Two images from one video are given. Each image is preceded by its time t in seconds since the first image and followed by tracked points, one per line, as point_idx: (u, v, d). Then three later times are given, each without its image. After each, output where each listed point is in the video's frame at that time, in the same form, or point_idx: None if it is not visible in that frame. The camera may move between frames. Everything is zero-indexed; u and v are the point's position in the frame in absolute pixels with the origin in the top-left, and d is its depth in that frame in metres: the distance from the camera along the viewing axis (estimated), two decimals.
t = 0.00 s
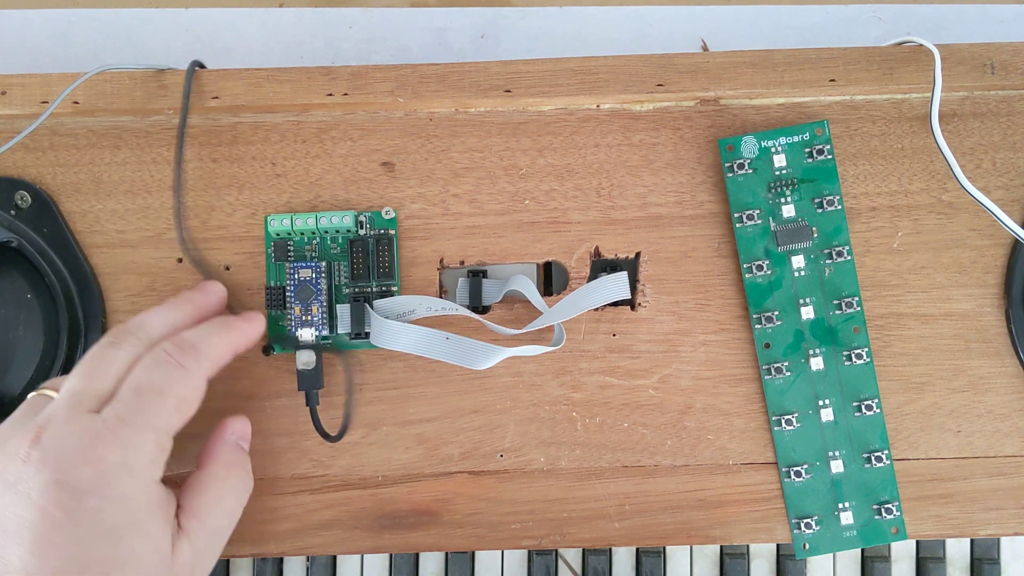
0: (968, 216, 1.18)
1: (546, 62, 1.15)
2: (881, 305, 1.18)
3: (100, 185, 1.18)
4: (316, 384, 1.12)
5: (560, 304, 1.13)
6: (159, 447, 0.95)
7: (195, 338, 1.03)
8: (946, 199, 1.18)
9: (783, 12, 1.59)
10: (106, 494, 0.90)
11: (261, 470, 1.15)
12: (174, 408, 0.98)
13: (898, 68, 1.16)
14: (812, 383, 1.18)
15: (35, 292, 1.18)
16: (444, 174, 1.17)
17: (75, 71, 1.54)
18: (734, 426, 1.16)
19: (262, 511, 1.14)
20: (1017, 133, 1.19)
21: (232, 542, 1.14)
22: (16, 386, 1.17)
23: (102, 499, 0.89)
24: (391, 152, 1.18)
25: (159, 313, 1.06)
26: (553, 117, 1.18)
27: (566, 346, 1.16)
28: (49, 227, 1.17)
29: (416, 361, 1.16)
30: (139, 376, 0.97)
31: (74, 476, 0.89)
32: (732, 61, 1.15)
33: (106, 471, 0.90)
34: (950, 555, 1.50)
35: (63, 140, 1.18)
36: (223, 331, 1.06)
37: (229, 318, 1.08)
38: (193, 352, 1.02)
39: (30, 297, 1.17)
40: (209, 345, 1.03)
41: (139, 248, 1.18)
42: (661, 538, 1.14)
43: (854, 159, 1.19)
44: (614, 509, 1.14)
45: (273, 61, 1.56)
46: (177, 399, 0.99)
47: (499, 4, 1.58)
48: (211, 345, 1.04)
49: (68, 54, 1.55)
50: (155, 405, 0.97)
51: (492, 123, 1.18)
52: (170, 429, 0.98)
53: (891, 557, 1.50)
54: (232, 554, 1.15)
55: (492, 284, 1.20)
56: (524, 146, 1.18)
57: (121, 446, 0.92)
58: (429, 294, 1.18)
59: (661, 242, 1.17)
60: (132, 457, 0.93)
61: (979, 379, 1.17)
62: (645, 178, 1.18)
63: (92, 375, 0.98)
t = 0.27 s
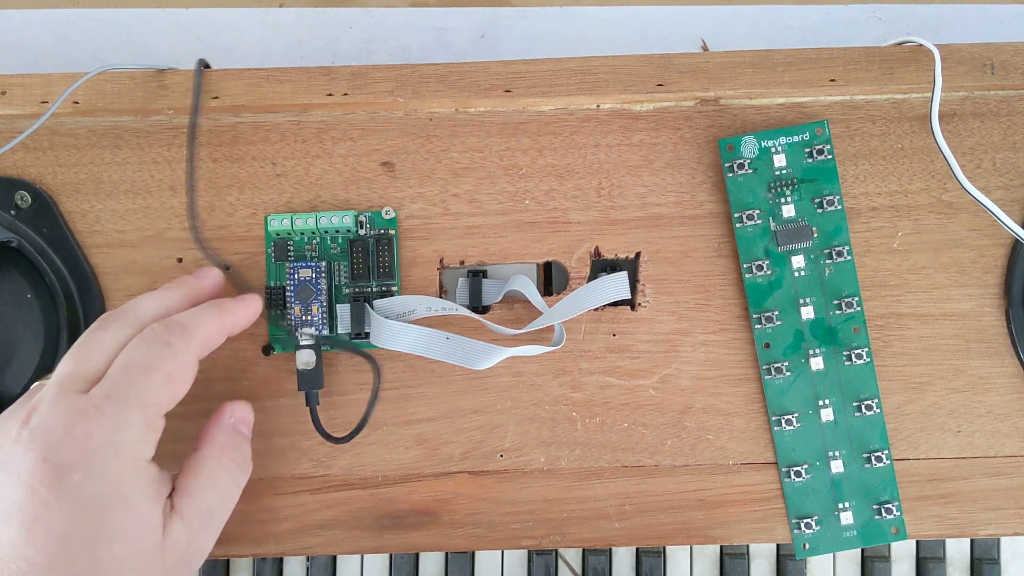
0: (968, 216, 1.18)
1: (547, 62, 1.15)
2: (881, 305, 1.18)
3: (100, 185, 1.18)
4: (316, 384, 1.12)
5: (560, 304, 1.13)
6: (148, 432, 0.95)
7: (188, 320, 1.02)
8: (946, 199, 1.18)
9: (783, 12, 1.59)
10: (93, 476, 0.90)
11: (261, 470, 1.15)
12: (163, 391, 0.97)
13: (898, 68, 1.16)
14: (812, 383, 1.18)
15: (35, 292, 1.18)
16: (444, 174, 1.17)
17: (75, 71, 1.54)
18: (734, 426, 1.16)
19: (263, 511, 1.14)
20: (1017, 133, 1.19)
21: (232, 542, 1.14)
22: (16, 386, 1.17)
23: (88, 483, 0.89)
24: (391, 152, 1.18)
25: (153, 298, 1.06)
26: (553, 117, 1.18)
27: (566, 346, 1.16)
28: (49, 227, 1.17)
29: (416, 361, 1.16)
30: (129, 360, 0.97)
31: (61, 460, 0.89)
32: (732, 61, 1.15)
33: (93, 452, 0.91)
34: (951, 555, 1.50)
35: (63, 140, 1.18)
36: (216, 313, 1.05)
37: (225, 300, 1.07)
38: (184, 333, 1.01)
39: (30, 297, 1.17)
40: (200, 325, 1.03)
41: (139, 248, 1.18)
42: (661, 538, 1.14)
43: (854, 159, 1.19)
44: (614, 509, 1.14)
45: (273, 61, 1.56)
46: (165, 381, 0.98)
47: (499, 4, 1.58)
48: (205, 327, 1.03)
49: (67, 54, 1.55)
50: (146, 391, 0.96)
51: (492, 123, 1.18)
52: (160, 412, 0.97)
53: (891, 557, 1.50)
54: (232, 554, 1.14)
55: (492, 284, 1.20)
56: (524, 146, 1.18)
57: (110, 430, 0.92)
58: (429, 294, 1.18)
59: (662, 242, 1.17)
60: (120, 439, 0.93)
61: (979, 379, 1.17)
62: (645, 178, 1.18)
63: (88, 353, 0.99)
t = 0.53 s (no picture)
0: (968, 216, 1.18)
1: (547, 62, 1.15)
2: (881, 305, 1.18)
3: (100, 185, 1.18)
4: (316, 384, 1.12)
5: (560, 304, 1.13)
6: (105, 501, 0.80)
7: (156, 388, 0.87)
8: (946, 199, 1.18)
9: (783, 12, 1.59)
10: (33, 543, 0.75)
11: (261, 470, 1.15)
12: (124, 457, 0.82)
13: (898, 68, 1.16)
14: (812, 383, 1.18)
15: (35, 292, 1.18)
16: (444, 174, 1.17)
17: (75, 71, 1.54)
18: (734, 426, 1.16)
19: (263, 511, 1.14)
20: (1017, 132, 1.19)
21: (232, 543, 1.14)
22: (15, 387, 1.17)
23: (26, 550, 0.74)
24: (391, 152, 1.18)
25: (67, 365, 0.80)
26: (553, 117, 1.18)
27: (566, 347, 1.16)
28: (49, 227, 1.17)
29: (416, 361, 1.16)
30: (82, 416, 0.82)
31: None
32: (732, 61, 1.15)
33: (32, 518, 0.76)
34: (950, 555, 1.50)
35: (63, 140, 1.18)
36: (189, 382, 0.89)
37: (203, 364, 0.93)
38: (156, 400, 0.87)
39: (30, 296, 1.17)
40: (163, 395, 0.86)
41: (138, 248, 1.18)
42: (661, 538, 1.14)
43: (854, 159, 1.19)
44: (614, 509, 1.14)
45: (273, 61, 1.56)
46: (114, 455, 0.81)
47: (499, 4, 1.58)
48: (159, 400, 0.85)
49: (67, 54, 1.55)
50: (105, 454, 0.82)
51: (492, 123, 1.18)
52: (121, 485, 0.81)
53: (891, 557, 1.50)
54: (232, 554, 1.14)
55: (492, 284, 1.20)
56: (524, 146, 1.18)
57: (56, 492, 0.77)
58: (428, 294, 1.18)
59: (661, 242, 1.17)
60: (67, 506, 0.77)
61: (979, 379, 1.17)
62: (645, 178, 1.18)
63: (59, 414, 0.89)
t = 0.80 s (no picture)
0: (968, 216, 1.18)
1: (547, 62, 1.15)
2: (881, 305, 1.18)
3: (100, 185, 1.18)
4: (316, 384, 1.11)
5: (560, 304, 1.13)
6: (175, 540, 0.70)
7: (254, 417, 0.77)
8: (946, 199, 1.18)
9: (783, 13, 1.59)
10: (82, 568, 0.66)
11: (261, 470, 1.15)
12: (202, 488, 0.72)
13: (898, 68, 1.16)
14: (812, 383, 1.18)
15: (35, 292, 1.18)
16: (444, 174, 1.17)
17: (75, 71, 1.54)
18: (734, 426, 1.16)
19: (262, 511, 1.14)
20: (1017, 133, 1.19)
21: (232, 543, 1.14)
22: (14, 387, 1.16)
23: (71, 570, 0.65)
24: (391, 152, 1.18)
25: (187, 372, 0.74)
26: (553, 117, 1.18)
27: (566, 347, 1.16)
28: (49, 227, 1.17)
29: (416, 361, 1.16)
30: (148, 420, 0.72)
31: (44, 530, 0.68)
32: (732, 61, 1.15)
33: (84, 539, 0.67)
34: (950, 555, 1.50)
35: (63, 140, 1.18)
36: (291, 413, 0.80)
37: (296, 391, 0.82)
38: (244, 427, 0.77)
39: (30, 296, 1.17)
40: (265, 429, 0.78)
41: (138, 248, 1.18)
42: (661, 538, 1.14)
43: (854, 159, 1.19)
44: (614, 509, 1.14)
45: (273, 62, 1.56)
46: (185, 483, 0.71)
47: (499, 4, 1.58)
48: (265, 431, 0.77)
49: (67, 54, 1.55)
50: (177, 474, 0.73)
51: (492, 123, 1.18)
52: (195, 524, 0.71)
53: (891, 557, 1.50)
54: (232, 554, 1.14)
55: (492, 284, 1.20)
56: (524, 146, 1.18)
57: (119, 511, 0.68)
58: (428, 294, 1.18)
59: (661, 242, 1.17)
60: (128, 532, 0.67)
61: (979, 379, 1.17)
62: (645, 178, 1.18)
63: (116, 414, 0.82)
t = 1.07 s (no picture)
0: (968, 216, 1.18)
1: (546, 62, 1.15)
2: (881, 305, 1.18)
3: (100, 185, 1.18)
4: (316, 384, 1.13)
5: (560, 304, 1.13)
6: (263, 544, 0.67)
7: (354, 428, 0.76)
8: (946, 199, 1.18)
9: (783, 13, 1.59)
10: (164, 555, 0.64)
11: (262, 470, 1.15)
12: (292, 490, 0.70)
13: (898, 68, 1.16)
14: (812, 383, 1.18)
15: (34, 292, 1.18)
16: (444, 174, 1.17)
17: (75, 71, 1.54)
18: (734, 426, 1.16)
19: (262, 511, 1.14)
20: (1017, 133, 1.19)
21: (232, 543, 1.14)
22: (15, 386, 1.17)
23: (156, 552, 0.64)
24: (391, 152, 1.18)
25: (310, 367, 0.74)
26: (553, 117, 1.18)
27: (566, 347, 1.16)
28: (49, 227, 1.17)
29: (416, 361, 1.16)
30: (240, 405, 0.70)
31: (135, 507, 0.66)
32: (732, 61, 1.15)
33: (171, 524, 0.65)
34: (950, 555, 1.50)
35: (63, 140, 1.18)
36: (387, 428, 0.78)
37: (391, 406, 0.79)
38: (339, 435, 0.75)
39: (30, 296, 1.18)
40: (368, 444, 0.76)
41: (138, 248, 1.18)
42: (661, 538, 1.14)
43: (854, 159, 1.19)
44: (614, 509, 1.14)
45: (273, 62, 1.56)
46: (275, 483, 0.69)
47: (499, 4, 1.58)
48: (367, 444, 0.76)
49: (67, 54, 1.55)
50: (269, 467, 0.71)
51: (492, 123, 1.18)
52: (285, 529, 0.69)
53: (892, 556, 1.50)
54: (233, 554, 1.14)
55: (492, 284, 1.20)
56: (524, 146, 1.18)
57: (211, 499, 0.66)
58: (428, 294, 1.18)
59: (661, 242, 1.17)
60: (218, 524, 0.65)
61: (979, 379, 1.17)
62: (645, 178, 1.18)
63: (200, 396, 0.81)
